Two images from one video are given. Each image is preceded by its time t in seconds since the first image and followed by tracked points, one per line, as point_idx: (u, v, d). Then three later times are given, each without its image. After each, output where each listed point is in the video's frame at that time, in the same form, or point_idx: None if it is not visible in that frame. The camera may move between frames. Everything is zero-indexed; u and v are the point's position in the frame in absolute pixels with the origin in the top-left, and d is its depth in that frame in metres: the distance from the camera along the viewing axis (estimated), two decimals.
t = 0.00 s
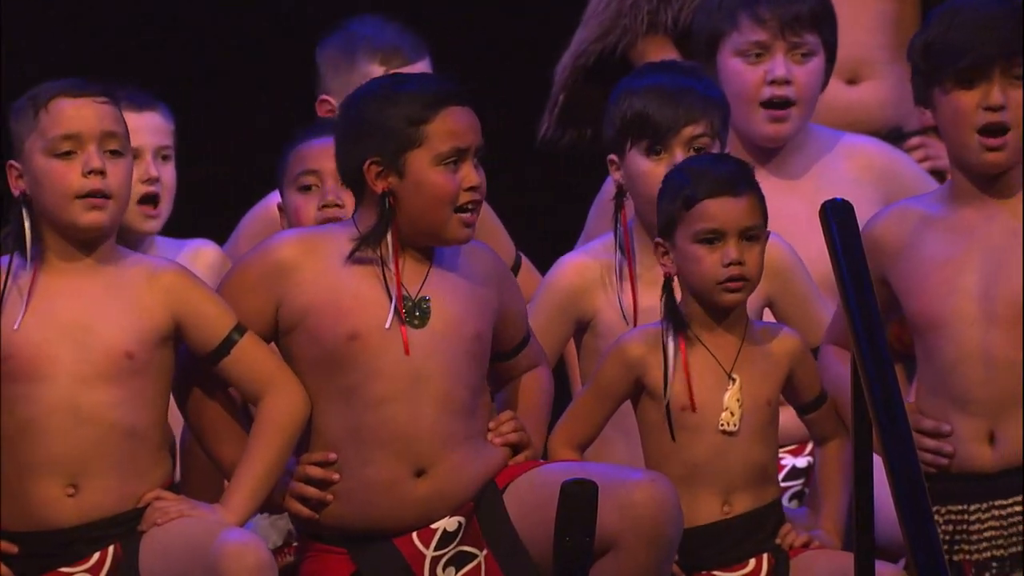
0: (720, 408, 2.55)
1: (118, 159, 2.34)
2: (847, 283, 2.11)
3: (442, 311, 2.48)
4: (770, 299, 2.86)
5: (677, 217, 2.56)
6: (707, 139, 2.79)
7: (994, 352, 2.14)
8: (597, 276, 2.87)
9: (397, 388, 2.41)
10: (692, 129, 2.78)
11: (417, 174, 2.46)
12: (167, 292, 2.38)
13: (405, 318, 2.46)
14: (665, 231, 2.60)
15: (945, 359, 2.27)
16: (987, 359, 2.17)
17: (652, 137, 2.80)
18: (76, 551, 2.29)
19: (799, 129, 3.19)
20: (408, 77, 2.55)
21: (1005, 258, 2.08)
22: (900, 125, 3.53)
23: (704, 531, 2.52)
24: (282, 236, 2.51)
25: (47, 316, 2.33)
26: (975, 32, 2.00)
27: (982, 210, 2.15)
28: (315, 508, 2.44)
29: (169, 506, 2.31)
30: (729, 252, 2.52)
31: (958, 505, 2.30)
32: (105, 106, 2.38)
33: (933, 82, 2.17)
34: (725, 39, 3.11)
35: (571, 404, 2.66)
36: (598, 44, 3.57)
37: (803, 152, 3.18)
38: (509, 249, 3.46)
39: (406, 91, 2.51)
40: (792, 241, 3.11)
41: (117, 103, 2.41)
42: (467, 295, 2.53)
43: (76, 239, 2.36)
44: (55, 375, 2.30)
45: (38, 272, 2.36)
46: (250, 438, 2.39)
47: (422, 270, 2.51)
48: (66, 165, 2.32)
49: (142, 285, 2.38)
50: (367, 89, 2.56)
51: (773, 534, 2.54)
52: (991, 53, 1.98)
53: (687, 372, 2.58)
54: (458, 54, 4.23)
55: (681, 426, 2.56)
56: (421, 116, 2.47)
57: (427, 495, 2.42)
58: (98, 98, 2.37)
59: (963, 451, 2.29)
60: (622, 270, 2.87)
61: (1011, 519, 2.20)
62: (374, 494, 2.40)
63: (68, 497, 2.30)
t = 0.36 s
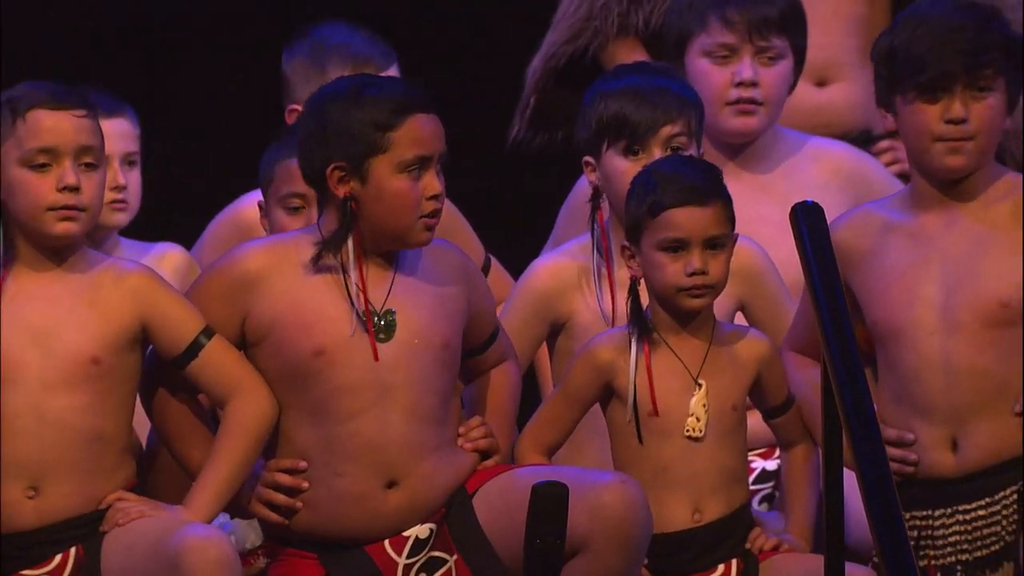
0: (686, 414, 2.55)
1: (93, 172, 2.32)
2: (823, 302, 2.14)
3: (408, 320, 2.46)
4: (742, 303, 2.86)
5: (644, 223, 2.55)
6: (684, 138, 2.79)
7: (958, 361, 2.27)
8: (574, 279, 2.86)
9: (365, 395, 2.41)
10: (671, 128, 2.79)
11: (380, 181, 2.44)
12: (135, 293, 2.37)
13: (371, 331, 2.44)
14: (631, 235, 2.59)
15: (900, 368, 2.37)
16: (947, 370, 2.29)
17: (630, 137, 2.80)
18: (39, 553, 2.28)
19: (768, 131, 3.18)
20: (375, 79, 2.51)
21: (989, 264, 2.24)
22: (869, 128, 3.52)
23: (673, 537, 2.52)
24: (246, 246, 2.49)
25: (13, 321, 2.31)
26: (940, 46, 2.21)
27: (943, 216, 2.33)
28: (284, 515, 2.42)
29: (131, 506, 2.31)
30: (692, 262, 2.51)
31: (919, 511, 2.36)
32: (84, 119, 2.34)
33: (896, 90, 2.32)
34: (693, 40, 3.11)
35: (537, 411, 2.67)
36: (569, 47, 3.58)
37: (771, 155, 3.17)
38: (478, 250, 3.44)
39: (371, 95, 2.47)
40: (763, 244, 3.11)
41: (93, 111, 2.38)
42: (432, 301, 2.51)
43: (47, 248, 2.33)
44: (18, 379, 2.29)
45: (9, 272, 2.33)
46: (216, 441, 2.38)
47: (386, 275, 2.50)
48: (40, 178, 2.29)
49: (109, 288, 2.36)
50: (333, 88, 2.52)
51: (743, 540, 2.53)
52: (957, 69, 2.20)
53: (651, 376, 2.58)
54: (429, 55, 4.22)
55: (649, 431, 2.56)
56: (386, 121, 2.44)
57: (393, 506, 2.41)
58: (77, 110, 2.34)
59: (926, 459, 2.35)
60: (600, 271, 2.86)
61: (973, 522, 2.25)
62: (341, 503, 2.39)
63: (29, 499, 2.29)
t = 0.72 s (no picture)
0: (657, 419, 2.55)
1: (56, 183, 2.31)
2: (796, 320, 2.15)
3: (373, 328, 2.46)
4: (712, 310, 2.86)
5: (614, 232, 2.55)
6: (656, 145, 2.79)
7: (934, 369, 2.40)
8: (545, 283, 2.87)
9: (331, 404, 2.40)
10: (644, 133, 2.79)
11: (341, 193, 2.43)
12: (100, 302, 2.35)
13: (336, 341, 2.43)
14: (601, 243, 2.60)
15: (862, 372, 2.45)
16: (918, 377, 2.40)
17: (604, 142, 2.80)
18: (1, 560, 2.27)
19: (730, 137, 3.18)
20: (338, 87, 2.50)
21: (956, 275, 2.41)
22: (837, 135, 3.52)
23: (645, 545, 2.52)
24: (212, 254, 2.48)
25: None
26: (915, 58, 2.35)
27: (910, 226, 2.47)
28: (251, 523, 2.42)
29: (96, 515, 2.29)
30: (661, 273, 2.52)
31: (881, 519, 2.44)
32: (51, 131, 2.32)
33: (858, 107, 2.43)
34: (654, 47, 3.11)
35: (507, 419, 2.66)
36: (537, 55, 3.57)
37: (732, 159, 3.17)
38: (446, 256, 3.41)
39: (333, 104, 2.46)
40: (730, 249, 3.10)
41: (65, 120, 2.36)
42: (401, 310, 2.50)
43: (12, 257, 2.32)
44: None
45: None
46: (181, 449, 2.38)
47: (349, 284, 2.49)
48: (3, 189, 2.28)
49: (75, 296, 2.34)
50: (297, 95, 2.50)
51: (717, 545, 2.53)
52: (926, 81, 2.34)
53: (620, 383, 2.58)
54: (394, 63, 4.20)
55: (622, 435, 2.56)
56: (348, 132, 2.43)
57: (362, 517, 2.41)
58: (44, 122, 2.32)
59: (893, 467, 2.41)
60: (571, 277, 2.86)
61: (942, 528, 2.39)
62: (310, 514, 2.39)
63: None
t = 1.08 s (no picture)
0: (616, 426, 2.56)
1: (22, 190, 2.30)
2: (763, 338, 2.18)
3: (334, 331, 2.44)
4: (678, 316, 2.86)
5: (579, 238, 2.55)
6: (619, 151, 2.78)
7: (906, 368, 2.36)
8: (511, 291, 2.86)
9: (294, 409, 2.39)
10: (607, 141, 2.78)
11: (295, 199, 2.41)
12: (64, 307, 2.33)
13: (296, 344, 2.42)
14: (566, 250, 2.60)
15: (833, 371, 2.42)
16: (890, 377, 2.37)
17: (566, 150, 2.79)
18: None
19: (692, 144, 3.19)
20: (298, 92, 2.47)
21: (923, 272, 2.37)
22: (803, 141, 3.49)
23: (605, 552, 2.53)
24: (176, 257, 2.47)
25: None
26: (877, 70, 2.35)
27: (879, 224, 2.43)
28: (216, 528, 2.41)
29: (64, 523, 2.28)
30: (625, 280, 2.51)
31: (853, 522, 2.42)
32: (19, 139, 2.31)
33: (826, 117, 2.43)
34: (617, 54, 3.11)
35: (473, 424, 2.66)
36: (502, 62, 3.59)
37: (696, 165, 3.17)
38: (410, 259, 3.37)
39: (289, 112, 2.43)
40: (694, 254, 3.10)
41: (31, 127, 2.35)
42: (367, 314, 2.49)
43: None
44: None
45: None
46: (148, 452, 2.36)
47: (312, 288, 2.47)
48: None
49: (41, 302, 2.32)
50: (259, 102, 2.48)
51: (677, 554, 2.54)
52: (889, 92, 2.34)
53: (582, 391, 2.58)
54: (362, 67, 4.18)
55: (582, 443, 2.56)
56: (301, 139, 2.40)
57: (327, 523, 2.40)
58: (11, 130, 2.31)
59: (864, 469, 2.39)
60: (537, 284, 2.86)
61: (914, 530, 2.36)
62: (275, 520, 2.38)
63: None
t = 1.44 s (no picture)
0: (568, 431, 2.55)
1: None
2: (718, 339, 2.18)
3: (285, 331, 2.42)
4: (629, 321, 2.86)
5: (529, 245, 2.55)
6: (569, 158, 2.78)
7: (851, 362, 2.43)
8: (462, 297, 2.86)
9: (243, 411, 2.37)
10: (558, 147, 2.78)
11: (239, 203, 2.39)
12: (16, 310, 2.31)
13: (246, 343, 2.40)
14: (517, 256, 2.59)
15: (781, 365, 2.48)
16: (837, 370, 2.44)
17: (516, 156, 2.79)
18: None
19: (647, 149, 3.18)
20: (248, 93, 2.46)
21: (871, 266, 2.45)
22: (756, 147, 3.49)
23: (557, 557, 2.51)
24: (129, 256, 2.46)
25: None
26: (831, 78, 2.40)
27: (829, 223, 2.50)
28: (168, 532, 2.39)
29: (19, 530, 2.26)
30: (576, 286, 2.51)
31: (809, 525, 2.46)
32: None
33: (780, 120, 2.47)
34: (566, 63, 3.11)
35: (427, 428, 2.65)
36: (455, 68, 3.58)
37: (648, 167, 3.17)
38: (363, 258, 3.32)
39: (236, 114, 2.42)
40: (647, 260, 3.10)
41: None
42: (319, 315, 2.47)
43: None
44: None
45: None
46: (101, 457, 2.34)
47: (264, 291, 2.45)
48: None
49: None
50: (209, 103, 2.47)
51: (630, 560, 2.52)
52: (844, 101, 2.38)
53: (533, 397, 2.58)
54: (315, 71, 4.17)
55: (534, 447, 2.56)
56: (246, 142, 2.39)
57: (279, 525, 2.38)
58: None
59: (819, 469, 2.45)
60: (488, 291, 2.87)
61: (868, 533, 2.41)
62: (226, 522, 2.36)
63: None
